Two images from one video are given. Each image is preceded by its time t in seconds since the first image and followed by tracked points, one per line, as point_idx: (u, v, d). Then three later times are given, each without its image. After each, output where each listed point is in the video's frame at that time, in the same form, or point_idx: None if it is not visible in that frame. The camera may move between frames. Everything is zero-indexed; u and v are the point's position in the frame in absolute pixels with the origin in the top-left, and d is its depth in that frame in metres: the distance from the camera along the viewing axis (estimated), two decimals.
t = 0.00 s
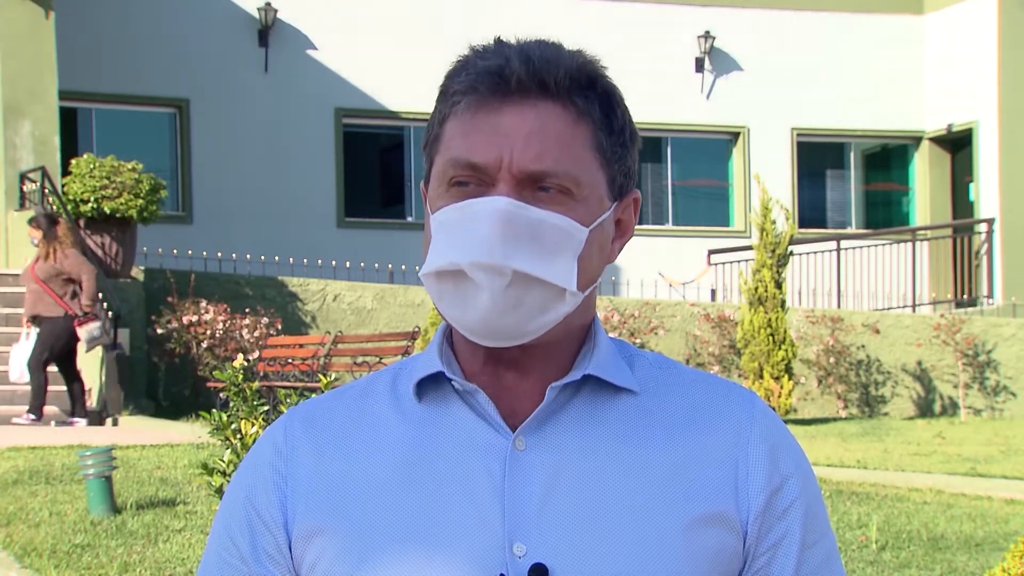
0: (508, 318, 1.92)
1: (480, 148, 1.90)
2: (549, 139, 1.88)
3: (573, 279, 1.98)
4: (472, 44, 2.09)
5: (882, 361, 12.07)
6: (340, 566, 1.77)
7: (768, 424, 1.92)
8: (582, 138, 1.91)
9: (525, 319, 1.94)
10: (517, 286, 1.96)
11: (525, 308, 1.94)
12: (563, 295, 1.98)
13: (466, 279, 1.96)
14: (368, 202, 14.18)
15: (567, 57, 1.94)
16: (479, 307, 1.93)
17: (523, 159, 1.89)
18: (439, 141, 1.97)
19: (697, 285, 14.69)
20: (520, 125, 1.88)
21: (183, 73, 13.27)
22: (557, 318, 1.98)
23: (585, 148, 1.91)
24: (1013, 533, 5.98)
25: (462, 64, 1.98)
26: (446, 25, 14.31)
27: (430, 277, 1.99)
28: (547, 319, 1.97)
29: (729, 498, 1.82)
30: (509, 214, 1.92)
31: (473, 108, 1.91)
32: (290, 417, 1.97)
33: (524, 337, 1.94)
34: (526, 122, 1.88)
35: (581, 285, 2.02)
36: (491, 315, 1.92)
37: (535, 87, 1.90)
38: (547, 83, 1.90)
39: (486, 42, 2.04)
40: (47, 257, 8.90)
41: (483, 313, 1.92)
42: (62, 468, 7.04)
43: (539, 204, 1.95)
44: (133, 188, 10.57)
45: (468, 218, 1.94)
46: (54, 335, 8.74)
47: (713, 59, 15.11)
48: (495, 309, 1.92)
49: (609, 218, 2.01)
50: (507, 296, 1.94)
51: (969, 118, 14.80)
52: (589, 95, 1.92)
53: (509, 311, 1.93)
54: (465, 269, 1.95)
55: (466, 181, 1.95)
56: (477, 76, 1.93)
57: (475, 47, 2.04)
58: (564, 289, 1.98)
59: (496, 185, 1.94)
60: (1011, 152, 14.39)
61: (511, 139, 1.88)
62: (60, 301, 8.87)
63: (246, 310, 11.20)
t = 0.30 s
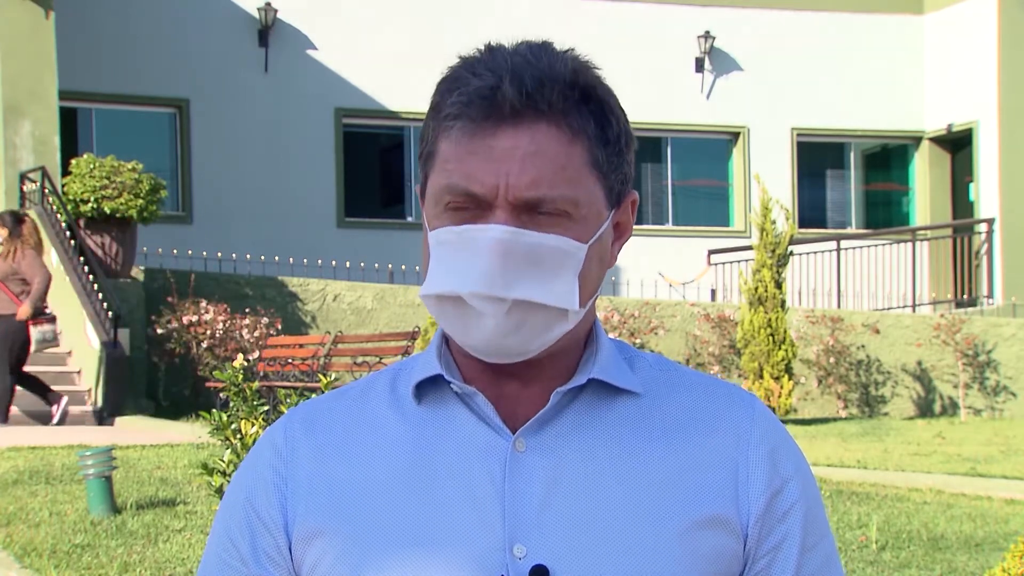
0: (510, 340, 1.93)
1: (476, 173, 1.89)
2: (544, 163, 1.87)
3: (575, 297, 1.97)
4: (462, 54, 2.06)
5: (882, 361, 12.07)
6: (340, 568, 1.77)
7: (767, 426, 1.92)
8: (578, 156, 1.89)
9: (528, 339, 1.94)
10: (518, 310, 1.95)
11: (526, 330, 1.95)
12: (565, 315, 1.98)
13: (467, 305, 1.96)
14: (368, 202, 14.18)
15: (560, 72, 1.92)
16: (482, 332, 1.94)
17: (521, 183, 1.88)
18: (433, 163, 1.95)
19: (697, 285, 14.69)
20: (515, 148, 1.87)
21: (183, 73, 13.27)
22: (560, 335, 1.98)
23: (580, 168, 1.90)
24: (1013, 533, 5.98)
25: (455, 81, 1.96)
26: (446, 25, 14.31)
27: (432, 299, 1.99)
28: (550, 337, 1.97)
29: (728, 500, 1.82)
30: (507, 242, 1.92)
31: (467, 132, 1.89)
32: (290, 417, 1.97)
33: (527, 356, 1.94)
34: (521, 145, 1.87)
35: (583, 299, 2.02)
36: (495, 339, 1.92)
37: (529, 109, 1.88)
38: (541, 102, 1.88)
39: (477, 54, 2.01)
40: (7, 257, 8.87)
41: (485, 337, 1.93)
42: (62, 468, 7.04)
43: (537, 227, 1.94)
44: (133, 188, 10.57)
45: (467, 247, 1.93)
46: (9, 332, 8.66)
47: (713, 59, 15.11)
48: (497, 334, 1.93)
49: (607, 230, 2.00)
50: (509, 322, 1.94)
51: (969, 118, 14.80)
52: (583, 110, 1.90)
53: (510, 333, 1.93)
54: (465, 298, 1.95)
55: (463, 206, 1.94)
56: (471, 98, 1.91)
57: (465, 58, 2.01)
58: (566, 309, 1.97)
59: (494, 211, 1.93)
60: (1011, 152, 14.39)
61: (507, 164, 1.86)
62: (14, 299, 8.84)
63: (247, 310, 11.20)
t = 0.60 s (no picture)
0: (510, 340, 1.93)
1: (472, 176, 1.89)
2: (540, 165, 1.87)
3: (574, 296, 1.98)
4: (455, 55, 2.05)
5: (882, 361, 12.07)
6: (340, 570, 1.78)
7: (766, 425, 1.92)
8: (573, 157, 1.89)
9: (527, 338, 1.95)
10: (517, 310, 1.95)
11: (525, 329, 1.95)
12: (564, 314, 1.98)
13: (466, 307, 1.96)
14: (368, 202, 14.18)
15: (553, 73, 1.92)
16: (481, 333, 1.94)
17: (517, 184, 1.88)
18: (429, 167, 1.95)
19: (697, 285, 14.68)
20: (511, 150, 1.86)
21: (184, 73, 13.27)
22: (559, 334, 1.99)
23: (576, 169, 1.89)
24: (1013, 533, 5.98)
25: (448, 84, 1.95)
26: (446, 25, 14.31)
27: (431, 302, 1.99)
28: (548, 337, 1.97)
29: (729, 501, 1.82)
30: (505, 244, 1.92)
31: (462, 135, 1.89)
32: (290, 417, 1.97)
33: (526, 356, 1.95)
34: (516, 148, 1.86)
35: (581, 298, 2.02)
36: (495, 340, 1.93)
37: (524, 112, 1.87)
38: (535, 104, 1.88)
39: (470, 56, 2.00)
40: None
41: (485, 337, 1.93)
42: (62, 468, 7.04)
43: (534, 227, 1.93)
44: (133, 188, 10.57)
45: (464, 248, 1.93)
46: None
47: (713, 59, 15.10)
48: (497, 334, 1.93)
49: (604, 230, 2.00)
50: (509, 322, 1.94)
51: (969, 118, 14.80)
52: (577, 110, 1.90)
53: (510, 333, 1.93)
54: (465, 301, 1.95)
55: (461, 209, 1.94)
56: (464, 100, 1.90)
57: (459, 60, 2.01)
58: (566, 307, 1.98)
59: (491, 214, 1.93)
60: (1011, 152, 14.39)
61: (503, 166, 1.86)
62: None
63: (247, 310, 11.20)
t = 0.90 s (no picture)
0: (513, 323, 1.93)
1: (474, 152, 1.91)
2: (542, 141, 1.89)
3: (575, 278, 1.97)
4: (455, 50, 2.09)
5: (882, 361, 12.07)
6: (342, 565, 1.78)
7: (770, 421, 1.92)
8: (574, 137, 1.92)
9: (531, 323, 1.94)
10: (522, 289, 1.95)
11: (530, 311, 1.94)
12: (565, 295, 1.97)
13: (470, 288, 1.96)
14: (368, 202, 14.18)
15: (553, 58, 1.95)
16: (485, 316, 1.94)
17: (519, 160, 1.90)
18: (431, 150, 1.97)
19: (697, 285, 14.68)
20: (512, 128, 1.89)
21: (184, 73, 13.27)
22: (561, 319, 1.98)
23: (577, 147, 1.91)
24: (1013, 533, 5.98)
25: (449, 71, 1.98)
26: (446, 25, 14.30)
27: (435, 286, 1.98)
28: (551, 322, 1.96)
29: (733, 496, 1.82)
30: (508, 218, 1.92)
31: (464, 114, 1.92)
32: (290, 413, 1.97)
33: (529, 343, 1.94)
34: (517, 125, 1.89)
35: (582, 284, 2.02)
36: (498, 322, 1.92)
37: (526, 90, 1.91)
38: (537, 84, 1.91)
39: (470, 48, 2.04)
40: None
41: (489, 320, 1.92)
42: (62, 468, 7.04)
43: (536, 204, 1.94)
44: (133, 188, 10.57)
45: (468, 223, 1.93)
46: None
47: (713, 59, 15.10)
48: (501, 317, 1.92)
49: (605, 215, 2.02)
50: (512, 302, 1.93)
51: (969, 118, 14.80)
52: (578, 92, 1.93)
53: (513, 315, 1.93)
54: (469, 277, 1.95)
55: (463, 189, 1.96)
56: (466, 82, 1.94)
57: (459, 53, 2.05)
58: (566, 289, 1.97)
59: (494, 190, 1.94)
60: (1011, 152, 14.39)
61: (505, 142, 1.89)
62: None
63: (246, 310, 11.21)
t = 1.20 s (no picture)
0: (521, 315, 1.92)
1: (480, 147, 1.91)
2: (547, 135, 1.90)
3: (580, 271, 1.97)
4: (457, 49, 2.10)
5: (882, 361, 12.07)
6: (346, 564, 1.78)
7: (773, 422, 1.93)
8: (578, 131, 1.92)
9: (537, 316, 1.93)
10: (529, 281, 1.94)
11: (537, 304, 1.94)
12: (571, 288, 1.97)
13: (477, 282, 1.95)
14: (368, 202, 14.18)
15: (557, 54, 1.96)
16: (491, 309, 1.92)
17: (524, 154, 1.91)
18: (436, 147, 1.97)
19: (697, 285, 14.68)
20: (517, 122, 1.90)
21: (184, 73, 13.27)
22: (567, 314, 1.97)
23: (581, 141, 1.92)
24: (1013, 533, 5.98)
25: (453, 68, 1.99)
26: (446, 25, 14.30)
27: (441, 282, 1.97)
28: (557, 317, 1.96)
29: (736, 496, 1.82)
30: (515, 210, 1.92)
31: (469, 109, 1.93)
32: (294, 411, 1.97)
33: (535, 337, 1.93)
34: (522, 119, 1.90)
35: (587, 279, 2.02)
36: (506, 313, 1.91)
37: (531, 84, 1.91)
38: (541, 79, 1.92)
39: (474, 46, 2.05)
40: None
41: (496, 314, 1.92)
42: (62, 468, 7.04)
43: (541, 197, 1.94)
44: (133, 188, 10.57)
45: (473, 218, 1.93)
46: None
47: (713, 59, 15.10)
48: (509, 309, 1.91)
49: (609, 211, 2.02)
50: (521, 294, 1.92)
51: (969, 118, 14.80)
52: (582, 88, 1.94)
53: (521, 307, 1.92)
54: (477, 270, 1.94)
55: (469, 184, 1.96)
56: (471, 78, 1.94)
57: (462, 51, 2.05)
58: (572, 281, 1.96)
59: (499, 182, 1.94)
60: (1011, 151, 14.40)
61: (510, 135, 1.90)
62: None
63: (246, 310, 11.21)
